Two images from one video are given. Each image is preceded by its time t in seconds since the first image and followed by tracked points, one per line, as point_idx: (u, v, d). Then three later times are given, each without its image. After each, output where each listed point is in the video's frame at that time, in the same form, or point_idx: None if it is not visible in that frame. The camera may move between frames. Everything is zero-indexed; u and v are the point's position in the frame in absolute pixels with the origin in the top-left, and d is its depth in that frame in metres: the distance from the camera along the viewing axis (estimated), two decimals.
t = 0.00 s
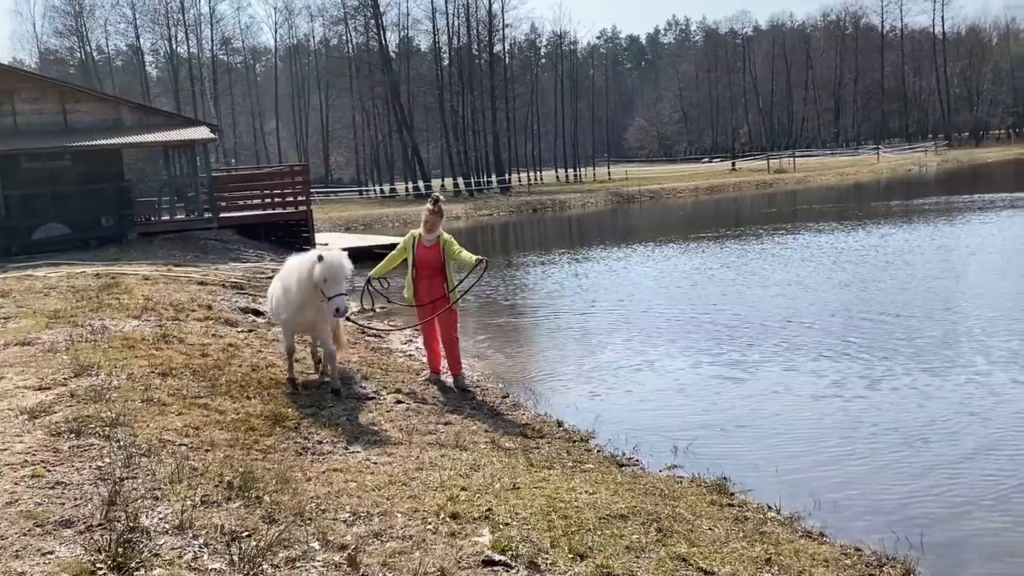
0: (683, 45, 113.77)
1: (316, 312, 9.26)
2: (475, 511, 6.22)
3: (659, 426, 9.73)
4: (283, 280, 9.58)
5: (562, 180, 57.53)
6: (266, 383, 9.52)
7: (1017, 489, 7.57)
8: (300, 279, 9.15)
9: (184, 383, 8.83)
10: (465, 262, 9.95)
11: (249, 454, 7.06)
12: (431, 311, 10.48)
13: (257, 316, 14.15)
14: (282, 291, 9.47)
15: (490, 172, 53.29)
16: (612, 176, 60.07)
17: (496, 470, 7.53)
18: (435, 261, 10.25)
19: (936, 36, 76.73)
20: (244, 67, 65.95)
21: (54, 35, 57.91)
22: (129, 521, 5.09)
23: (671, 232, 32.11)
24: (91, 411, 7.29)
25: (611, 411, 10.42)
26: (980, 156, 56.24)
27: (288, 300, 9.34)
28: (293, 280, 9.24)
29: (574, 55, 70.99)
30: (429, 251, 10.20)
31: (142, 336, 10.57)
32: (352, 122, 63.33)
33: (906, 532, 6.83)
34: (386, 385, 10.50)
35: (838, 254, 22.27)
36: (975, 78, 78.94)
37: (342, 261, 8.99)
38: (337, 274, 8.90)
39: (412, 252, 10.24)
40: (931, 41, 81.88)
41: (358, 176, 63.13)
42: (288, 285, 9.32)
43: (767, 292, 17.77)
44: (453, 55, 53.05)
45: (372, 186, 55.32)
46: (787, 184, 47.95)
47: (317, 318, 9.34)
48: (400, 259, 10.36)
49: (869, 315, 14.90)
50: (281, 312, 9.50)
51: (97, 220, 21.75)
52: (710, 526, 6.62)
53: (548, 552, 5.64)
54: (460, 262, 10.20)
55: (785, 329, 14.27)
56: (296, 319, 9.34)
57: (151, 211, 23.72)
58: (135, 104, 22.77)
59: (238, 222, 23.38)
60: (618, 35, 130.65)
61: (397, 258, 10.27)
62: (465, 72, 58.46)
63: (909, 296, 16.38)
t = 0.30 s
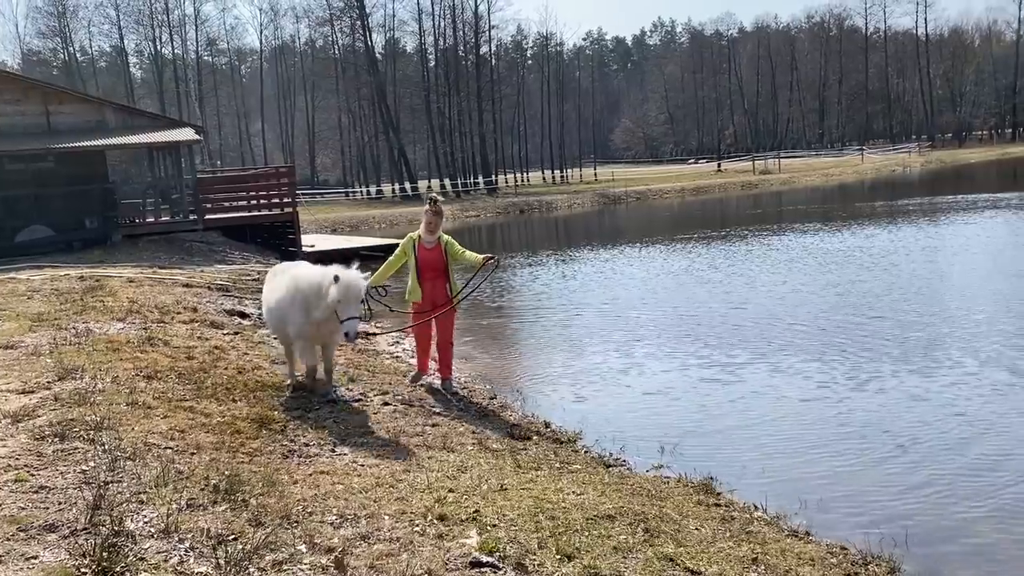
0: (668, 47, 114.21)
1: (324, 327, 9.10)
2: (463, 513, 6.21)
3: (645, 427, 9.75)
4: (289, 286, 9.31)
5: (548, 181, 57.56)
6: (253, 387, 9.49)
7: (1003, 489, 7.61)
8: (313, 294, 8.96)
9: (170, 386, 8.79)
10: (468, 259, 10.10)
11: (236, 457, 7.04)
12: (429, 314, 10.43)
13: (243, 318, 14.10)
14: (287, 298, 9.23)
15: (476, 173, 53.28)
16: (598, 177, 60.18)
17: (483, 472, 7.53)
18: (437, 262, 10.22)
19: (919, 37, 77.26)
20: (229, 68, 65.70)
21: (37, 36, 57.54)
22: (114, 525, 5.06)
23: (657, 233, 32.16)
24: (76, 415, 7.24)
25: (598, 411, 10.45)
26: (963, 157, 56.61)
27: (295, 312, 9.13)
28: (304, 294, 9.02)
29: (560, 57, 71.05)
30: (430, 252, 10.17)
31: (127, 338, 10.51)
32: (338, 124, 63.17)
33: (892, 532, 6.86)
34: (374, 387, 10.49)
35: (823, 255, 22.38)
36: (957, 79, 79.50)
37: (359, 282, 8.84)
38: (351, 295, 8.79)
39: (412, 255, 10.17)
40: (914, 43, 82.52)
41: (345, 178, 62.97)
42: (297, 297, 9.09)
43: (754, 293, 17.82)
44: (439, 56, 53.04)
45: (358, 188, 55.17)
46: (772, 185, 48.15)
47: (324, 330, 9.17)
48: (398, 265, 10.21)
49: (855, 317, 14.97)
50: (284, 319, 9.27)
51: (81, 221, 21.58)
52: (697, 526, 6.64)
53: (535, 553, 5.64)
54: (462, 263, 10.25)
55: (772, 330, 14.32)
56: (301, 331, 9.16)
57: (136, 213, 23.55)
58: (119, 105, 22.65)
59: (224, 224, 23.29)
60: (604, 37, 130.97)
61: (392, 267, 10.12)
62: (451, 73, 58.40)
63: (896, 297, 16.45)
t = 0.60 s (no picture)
0: (649, 49, 114.68)
1: (326, 328, 8.85)
2: (444, 514, 6.20)
3: (626, 427, 9.78)
4: (294, 286, 9.03)
5: (530, 182, 57.54)
6: (233, 389, 9.42)
7: (981, 486, 7.66)
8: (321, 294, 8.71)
9: (148, 388, 8.72)
10: (455, 259, 10.24)
11: (214, 459, 6.99)
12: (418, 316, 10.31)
13: (223, 320, 14.01)
14: (290, 296, 8.96)
15: (458, 174, 53.21)
16: (580, 178, 60.24)
17: (464, 472, 7.52)
18: (427, 263, 10.21)
19: (896, 40, 77.92)
20: (208, 69, 65.29)
21: (13, 36, 56.94)
22: (90, 529, 5.01)
23: (638, 233, 32.22)
24: (52, 417, 7.17)
25: (580, 411, 10.46)
26: (940, 158, 57.15)
27: (300, 312, 8.87)
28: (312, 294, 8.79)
29: (541, 58, 71.11)
30: (418, 254, 10.16)
31: (104, 341, 10.42)
32: (318, 125, 62.89)
33: (871, 529, 6.91)
34: (355, 389, 10.45)
35: (803, 256, 22.52)
36: (934, 81, 80.22)
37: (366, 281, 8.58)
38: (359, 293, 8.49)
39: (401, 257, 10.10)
40: (892, 45, 83.32)
41: (326, 179, 62.71)
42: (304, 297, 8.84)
43: (736, 294, 17.88)
44: (420, 57, 52.93)
45: (339, 189, 54.90)
46: (752, 186, 48.38)
47: (327, 334, 8.91)
48: (384, 266, 10.02)
49: (836, 317, 15.04)
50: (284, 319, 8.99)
51: (59, 224, 21.41)
52: (676, 524, 6.66)
53: (516, 553, 5.64)
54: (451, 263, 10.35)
55: (753, 331, 14.37)
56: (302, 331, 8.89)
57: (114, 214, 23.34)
58: (96, 106, 22.43)
59: (203, 225, 23.12)
60: (585, 39, 131.29)
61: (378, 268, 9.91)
62: (432, 74, 58.30)
63: (876, 297, 16.55)
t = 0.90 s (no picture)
0: (624, 50, 115.17)
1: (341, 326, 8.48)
2: (419, 517, 6.18)
3: (601, 428, 9.82)
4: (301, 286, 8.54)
5: (506, 183, 57.50)
6: (206, 392, 9.31)
7: (951, 483, 7.75)
8: (333, 290, 8.33)
9: (119, 392, 8.61)
10: (435, 259, 10.25)
11: (187, 463, 6.92)
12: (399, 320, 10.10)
13: (196, 323, 13.87)
14: (298, 295, 8.48)
15: (435, 174, 53.10)
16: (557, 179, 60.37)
17: (440, 475, 7.48)
18: (407, 266, 10.12)
19: (868, 42, 78.75)
20: (181, 69, 64.70)
21: None
22: (59, 535, 4.93)
23: (615, 234, 32.30)
24: (20, 423, 7.05)
25: (562, 413, 10.44)
26: (911, 159, 57.88)
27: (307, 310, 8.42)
28: (321, 290, 8.37)
29: (517, 59, 71.10)
30: (399, 256, 10.03)
31: (74, 344, 10.27)
32: (293, 125, 62.51)
33: (846, 527, 6.95)
34: (329, 392, 10.35)
35: (778, 256, 22.69)
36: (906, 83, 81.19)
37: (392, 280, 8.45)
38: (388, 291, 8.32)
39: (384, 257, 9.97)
40: (864, 47, 84.25)
41: (301, 180, 62.35)
42: (312, 294, 8.42)
43: (713, 295, 17.94)
44: (395, 57, 52.75)
45: (314, 189, 54.56)
46: (727, 186, 48.71)
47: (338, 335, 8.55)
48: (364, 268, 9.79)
49: (812, 317, 15.09)
50: (289, 321, 8.51)
51: (27, 226, 21.13)
52: (652, 524, 6.68)
53: (492, 555, 5.62)
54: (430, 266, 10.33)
55: (730, 332, 14.40)
56: (310, 331, 8.46)
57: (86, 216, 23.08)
58: (66, 107, 22.16)
59: (176, 227, 22.92)
60: (560, 40, 131.61)
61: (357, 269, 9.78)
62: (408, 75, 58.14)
63: (850, 297, 16.67)
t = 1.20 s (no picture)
0: (596, 52, 115.65)
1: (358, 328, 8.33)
2: (390, 519, 6.16)
3: (573, 428, 9.84)
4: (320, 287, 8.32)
5: (480, 183, 57.53)
6: (175, 396, 9.19)
7: (919, 480, 7.85)
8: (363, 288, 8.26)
9: (85, 395, 8.49)
10: (412, 259, 10.21)
11: (155, 467, 6.84)
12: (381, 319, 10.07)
13: (165, 325, 13.73)
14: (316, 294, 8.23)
15: (407, 175, 53.01)
16: (529, 180, 60.53)
17: (411, 477, 7.45)
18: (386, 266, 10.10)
19: (836, 44, 79.77)
20: (149, 69, 63.97)
21: None
22: (23, 541, 4.85)
23: (587, 235, 32.45)
24: None
25: (536, 413, 10.44)
26: (878, 159, 58.74)
27: (330, 320, 8.19)
28: (346, 298, 8.19)
29: (490, 59, 71.16)
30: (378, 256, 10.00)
31: (39, 347, 10.11)
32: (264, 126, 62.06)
33: (814, 524, 7.03)
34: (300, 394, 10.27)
35: (749, 256, 22.88)
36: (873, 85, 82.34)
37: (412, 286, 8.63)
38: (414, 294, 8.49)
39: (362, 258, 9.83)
40: (832, 49, 85.36)
41: (272, 180, 61.95)
42: (336, 302, 8.18)
43: (686, 295, 18.01)
44: (367, 58, 52.55)
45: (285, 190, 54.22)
46: (699, 187, 49.13)
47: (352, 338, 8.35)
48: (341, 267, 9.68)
49: (784, 317, 15.19)
50: (307, 331, 8.20)
51: None
52: (623, 522, 6.71)
53: (463, 556, 5.61)
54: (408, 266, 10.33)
55: (702, 332, 14.47)
56: (336, 340, 8.25)
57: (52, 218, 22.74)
58: (31, 106, 21.82)
59: (145, 228, 22.66)
60: (533, 41, 131.86)
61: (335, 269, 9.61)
62: (380, 75, 57.98)
63: (820, 297, 16.83)
